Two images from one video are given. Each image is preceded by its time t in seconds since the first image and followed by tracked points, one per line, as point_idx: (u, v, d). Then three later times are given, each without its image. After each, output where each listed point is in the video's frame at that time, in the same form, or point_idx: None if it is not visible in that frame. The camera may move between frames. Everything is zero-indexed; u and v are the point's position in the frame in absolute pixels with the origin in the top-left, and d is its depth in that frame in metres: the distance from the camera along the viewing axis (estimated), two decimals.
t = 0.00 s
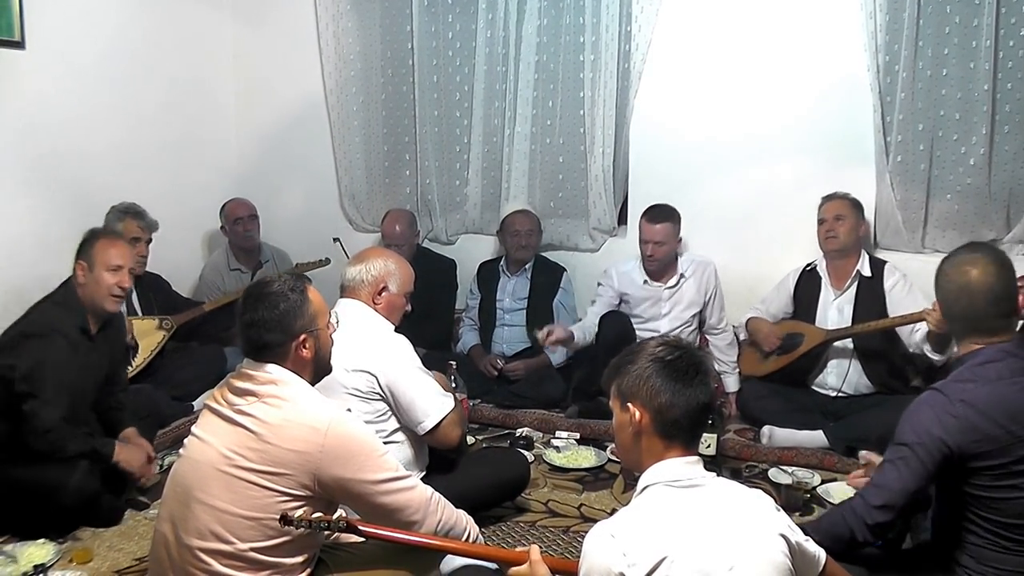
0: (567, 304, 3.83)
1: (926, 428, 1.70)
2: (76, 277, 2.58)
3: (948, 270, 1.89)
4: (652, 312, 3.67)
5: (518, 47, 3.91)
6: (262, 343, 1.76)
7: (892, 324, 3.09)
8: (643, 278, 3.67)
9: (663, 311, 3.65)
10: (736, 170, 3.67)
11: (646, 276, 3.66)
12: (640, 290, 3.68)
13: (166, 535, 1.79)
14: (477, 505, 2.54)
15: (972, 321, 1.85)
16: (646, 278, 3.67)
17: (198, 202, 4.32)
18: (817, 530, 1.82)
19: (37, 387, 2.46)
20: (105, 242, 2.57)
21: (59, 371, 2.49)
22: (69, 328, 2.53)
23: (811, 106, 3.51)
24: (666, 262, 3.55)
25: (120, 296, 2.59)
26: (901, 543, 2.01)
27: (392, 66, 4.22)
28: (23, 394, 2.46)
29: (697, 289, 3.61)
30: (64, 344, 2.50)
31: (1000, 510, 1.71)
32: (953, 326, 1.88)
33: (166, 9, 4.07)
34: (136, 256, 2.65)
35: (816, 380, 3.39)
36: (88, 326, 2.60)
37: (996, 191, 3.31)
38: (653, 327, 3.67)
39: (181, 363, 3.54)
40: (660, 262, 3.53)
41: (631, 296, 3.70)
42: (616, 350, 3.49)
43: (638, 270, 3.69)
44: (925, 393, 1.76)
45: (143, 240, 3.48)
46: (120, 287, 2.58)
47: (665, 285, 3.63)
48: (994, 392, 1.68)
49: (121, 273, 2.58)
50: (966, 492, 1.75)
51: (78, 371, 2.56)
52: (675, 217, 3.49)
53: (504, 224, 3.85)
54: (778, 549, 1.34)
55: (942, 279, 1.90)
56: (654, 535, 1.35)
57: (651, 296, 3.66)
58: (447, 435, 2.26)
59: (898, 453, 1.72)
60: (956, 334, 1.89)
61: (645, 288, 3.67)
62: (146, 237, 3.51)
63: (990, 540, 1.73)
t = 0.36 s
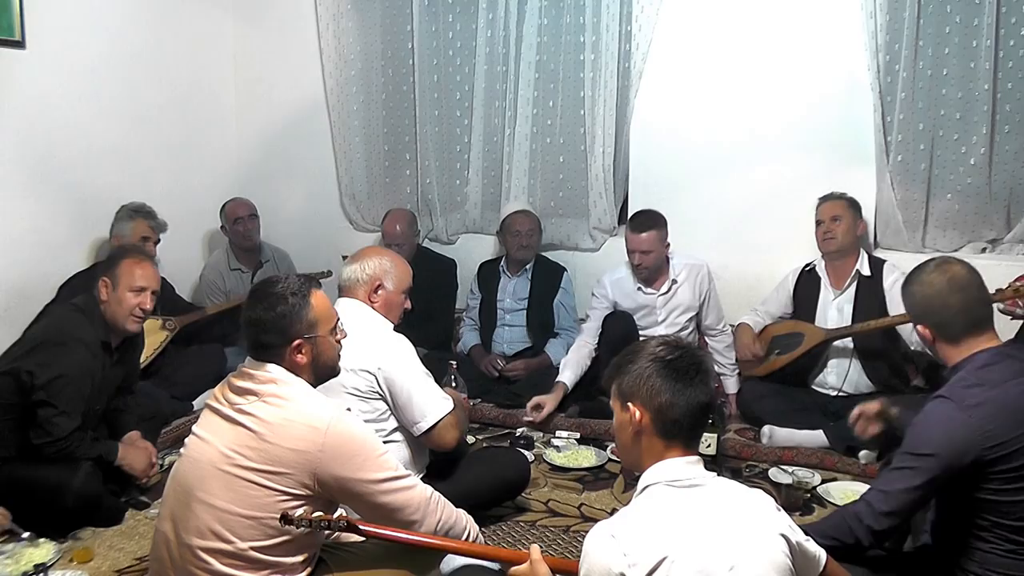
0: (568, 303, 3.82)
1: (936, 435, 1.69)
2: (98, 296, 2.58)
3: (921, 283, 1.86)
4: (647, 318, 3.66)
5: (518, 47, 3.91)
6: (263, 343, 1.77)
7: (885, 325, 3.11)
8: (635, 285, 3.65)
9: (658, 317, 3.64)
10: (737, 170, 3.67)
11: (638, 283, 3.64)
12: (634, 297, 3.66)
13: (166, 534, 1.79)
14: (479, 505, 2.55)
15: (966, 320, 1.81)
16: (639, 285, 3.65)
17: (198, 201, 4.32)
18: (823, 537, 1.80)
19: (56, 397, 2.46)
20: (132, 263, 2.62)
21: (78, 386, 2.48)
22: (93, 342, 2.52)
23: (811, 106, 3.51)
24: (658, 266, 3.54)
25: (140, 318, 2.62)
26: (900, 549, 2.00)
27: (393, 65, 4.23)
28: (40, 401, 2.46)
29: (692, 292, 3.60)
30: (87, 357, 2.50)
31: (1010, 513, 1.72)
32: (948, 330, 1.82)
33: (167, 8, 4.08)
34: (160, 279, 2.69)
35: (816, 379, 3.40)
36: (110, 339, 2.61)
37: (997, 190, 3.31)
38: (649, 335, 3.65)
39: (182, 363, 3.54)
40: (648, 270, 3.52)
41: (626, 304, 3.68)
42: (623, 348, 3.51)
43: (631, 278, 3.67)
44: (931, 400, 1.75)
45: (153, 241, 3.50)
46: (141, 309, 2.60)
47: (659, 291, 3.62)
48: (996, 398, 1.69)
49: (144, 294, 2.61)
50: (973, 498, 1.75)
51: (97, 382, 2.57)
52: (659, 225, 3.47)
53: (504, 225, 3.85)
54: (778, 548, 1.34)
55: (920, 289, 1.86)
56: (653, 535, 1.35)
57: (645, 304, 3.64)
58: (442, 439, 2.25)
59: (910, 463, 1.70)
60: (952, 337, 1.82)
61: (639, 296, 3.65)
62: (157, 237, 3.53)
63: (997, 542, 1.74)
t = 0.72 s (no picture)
0: (568, 302, 3.82)
1: (951, 419, 1.70)
2: (91, 290, 2.58)
3: (908, 291, 1.86)
4: (647, 320, 3.66)
5: (519, 46, 3.91)
6: (262, 342, 1.77)
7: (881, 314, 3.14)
8: (635, 288, 3.65)
9: (658, 319, 3.64)
10: (737, 170, 3.66)
11: (638, 285, 3.64)
12: (633, 300, 3.66)
13: (168, 534, 1.79)
14: (479, 505, 2.55)
15: (961, 309, 1.83)
16: (638, 287, 3.65)
17: (199, 201, 4.33)
18: (843, 535, 1.79)
19: (54, 395, 2.46)
20: (124, 257, 2.59)
21: (75, 383, 2.48)
22: (88, 339, 2.53)
23: (812, 106, 3.51)
24: (659, 266, 3.55)
25: (134, 313, 2.60)
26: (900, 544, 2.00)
27: (394, 65, 4.23)
28: (37, 400, 2.46)
29: (691, 293, 3.60)
30: (82, 354, 2.50)
31: (1019, 499, 1.74)
32: (952, 316, 1.83)
33: (168, 8, 4.08)
34: (153, 272, 2.65)
35: (817, 378, 3.40)
36: (105, 336, 2.61)
37: (998, 190, 3.30)
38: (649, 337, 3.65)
39: (183, 362, 3.54)
40: (648, 272, 3.52)
41: (626, 306, 3.68)
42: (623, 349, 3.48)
43: (630, 280, 3.67)
44: (940, 389, 1.76)
45: (162, 239, 3.51)
46: (134, 304, 2.59)
47: (659, 294, 3.62)
48: (1003, 381, 1.72)
49: (137, 289, 2.58)
50: (982, 486, 1.77)
51: (94, 378, 2.58)
52: (656, 228, 3.47)
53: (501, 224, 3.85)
54: (780, 549, 1.34)
55: (918, 283, 1.86)
56: (656, 536, 1.35)
57: (645, 307, 3.64)
58: (441, 438, 2.24)
59: (928, 450, 1.69)
60: (955, 325, 1.83)
61: (639, 298, 3.65)
62: (165, 236, 3.53)
63: (1001, 530, 1.77)
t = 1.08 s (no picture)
0: (569, 299, 3.82)
1: (940, 402, 1.72)
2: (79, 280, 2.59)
3: (899, 289, 1.93)
4: (649, 316, 3.67)
5: (522, 45, 3.92)
6: (267, 338, 1.77)
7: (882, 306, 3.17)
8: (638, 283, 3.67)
9: (660, 315, 3.65)
10: (740, 170, 3.66)
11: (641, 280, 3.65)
12: (635, 296, 3.67)
13: (170, 534, 1.79)
14: (482, 504, 2.55)
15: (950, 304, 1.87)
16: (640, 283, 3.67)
17: (202, 200, 4.33)
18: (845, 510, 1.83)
19: (45, 393, 2.46)
20: (110, 245, 2.58)
21: (64, 379, 2.49)
22: (72, 333, 2.53)
23: (815, 106, 3.50)
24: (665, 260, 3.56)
25: (123, 301, 2.61)
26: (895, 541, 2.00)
27: (396, 65, 4.23)
28: (29, 399, 2.45)
29: (692, 289, 3.61)
30: (69, 350, 2.51)
31: (1008, 483, 1.74)
32: (941, 308, 1.86)
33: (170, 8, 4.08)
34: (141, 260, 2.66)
35: (820, 377, 3.39)
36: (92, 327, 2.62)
37: (1001, 190, 3.30)
38: (651, 335, 3.66)
39: (185, 362, 3.54)
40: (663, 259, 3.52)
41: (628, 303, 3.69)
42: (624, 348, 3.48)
43: (632, 277, 3.68)
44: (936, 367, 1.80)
45: (165, 235, 3.52)
46: (123, 292, 2.59)
47: (660, 289, 3.63)
48: (994, 365, 1.75)
49: (124, 277, 2.59)
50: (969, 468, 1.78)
51: (83, 372, 2.59)
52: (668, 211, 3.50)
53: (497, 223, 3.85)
54: (782, 548, 1.34)
55: (910, 282, 1.93)
56: (660, 536, 1.34)
57: (647, 302, 3.65)
58: (448, 435, 2.26)
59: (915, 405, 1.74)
60: (945, 316, 1.86)
61: (641, 294, 3.66)
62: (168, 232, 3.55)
63: (994, 517, 1.75)
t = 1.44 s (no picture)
0: (566, 297, 3.84)
1: (924, 402, 1.75)
2: (56, 272, 2.58)
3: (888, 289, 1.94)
4: (648, 309, 3.66)
5: (518, 45, 3.91)
6: (271, 337, 1.77)
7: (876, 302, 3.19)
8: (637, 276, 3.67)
9: (658, 308, 3.65)
10: (737, 169, 3.66)
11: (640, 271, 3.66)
12: (634, 290, 3.68)
13: (166, 536, 1.79)
14: (479, 504, 2.54)
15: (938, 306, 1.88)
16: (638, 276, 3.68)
17: (198, 201, 4.33)
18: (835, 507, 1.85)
19: (29, 390, 2.49)
20: (88, 239, 2.59)
21: (47, 375, 2.51)
22: (54, 330, 2.54)
23: (812, 106, 3.50)
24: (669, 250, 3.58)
25: (101, 293, 2.60)
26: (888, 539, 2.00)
27: (393, 65, 4.23)
28: (14, 396, 2.49)
29: (690, 281, 3.62)
30: (51, 348, 2.53)
31: (995, 477, 1.75)
32: (928, 306, 1.87)
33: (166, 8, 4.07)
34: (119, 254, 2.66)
35: (816, 376, 3.39)
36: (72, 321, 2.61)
37: (998, 189, 3.30)
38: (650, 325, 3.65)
39: (182, 363, 3.54)
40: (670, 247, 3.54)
41: (627, 298, 3.70)
42: (620, 347, 3.47)
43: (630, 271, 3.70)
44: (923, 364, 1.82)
45: (149, 231, 3.54)
46: (100, 284, 2.59)
47: (658, 279, 3.64)
48: (979, 361, 1.75)
49: (102, 269, 2.58)
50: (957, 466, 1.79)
51: (68, 368, 2.61)
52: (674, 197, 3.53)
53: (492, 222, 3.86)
54: (777, 547, 1.34)
55: (897, 282, 1.94)
56: (654, 535, 1.35)
57: (646, 293, 3.66)
58: (442, 436, 2.25)
59: (899, 405, 1.77)
60: (931, 314, 1.87)
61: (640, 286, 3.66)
62: (151, 228, 3.57)
63: (986, 512, 1.77)
